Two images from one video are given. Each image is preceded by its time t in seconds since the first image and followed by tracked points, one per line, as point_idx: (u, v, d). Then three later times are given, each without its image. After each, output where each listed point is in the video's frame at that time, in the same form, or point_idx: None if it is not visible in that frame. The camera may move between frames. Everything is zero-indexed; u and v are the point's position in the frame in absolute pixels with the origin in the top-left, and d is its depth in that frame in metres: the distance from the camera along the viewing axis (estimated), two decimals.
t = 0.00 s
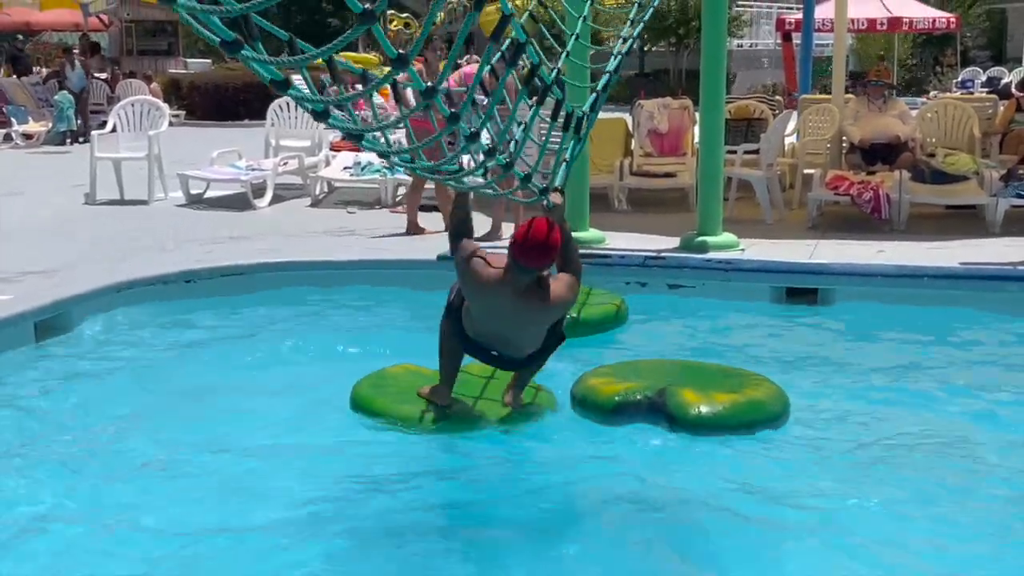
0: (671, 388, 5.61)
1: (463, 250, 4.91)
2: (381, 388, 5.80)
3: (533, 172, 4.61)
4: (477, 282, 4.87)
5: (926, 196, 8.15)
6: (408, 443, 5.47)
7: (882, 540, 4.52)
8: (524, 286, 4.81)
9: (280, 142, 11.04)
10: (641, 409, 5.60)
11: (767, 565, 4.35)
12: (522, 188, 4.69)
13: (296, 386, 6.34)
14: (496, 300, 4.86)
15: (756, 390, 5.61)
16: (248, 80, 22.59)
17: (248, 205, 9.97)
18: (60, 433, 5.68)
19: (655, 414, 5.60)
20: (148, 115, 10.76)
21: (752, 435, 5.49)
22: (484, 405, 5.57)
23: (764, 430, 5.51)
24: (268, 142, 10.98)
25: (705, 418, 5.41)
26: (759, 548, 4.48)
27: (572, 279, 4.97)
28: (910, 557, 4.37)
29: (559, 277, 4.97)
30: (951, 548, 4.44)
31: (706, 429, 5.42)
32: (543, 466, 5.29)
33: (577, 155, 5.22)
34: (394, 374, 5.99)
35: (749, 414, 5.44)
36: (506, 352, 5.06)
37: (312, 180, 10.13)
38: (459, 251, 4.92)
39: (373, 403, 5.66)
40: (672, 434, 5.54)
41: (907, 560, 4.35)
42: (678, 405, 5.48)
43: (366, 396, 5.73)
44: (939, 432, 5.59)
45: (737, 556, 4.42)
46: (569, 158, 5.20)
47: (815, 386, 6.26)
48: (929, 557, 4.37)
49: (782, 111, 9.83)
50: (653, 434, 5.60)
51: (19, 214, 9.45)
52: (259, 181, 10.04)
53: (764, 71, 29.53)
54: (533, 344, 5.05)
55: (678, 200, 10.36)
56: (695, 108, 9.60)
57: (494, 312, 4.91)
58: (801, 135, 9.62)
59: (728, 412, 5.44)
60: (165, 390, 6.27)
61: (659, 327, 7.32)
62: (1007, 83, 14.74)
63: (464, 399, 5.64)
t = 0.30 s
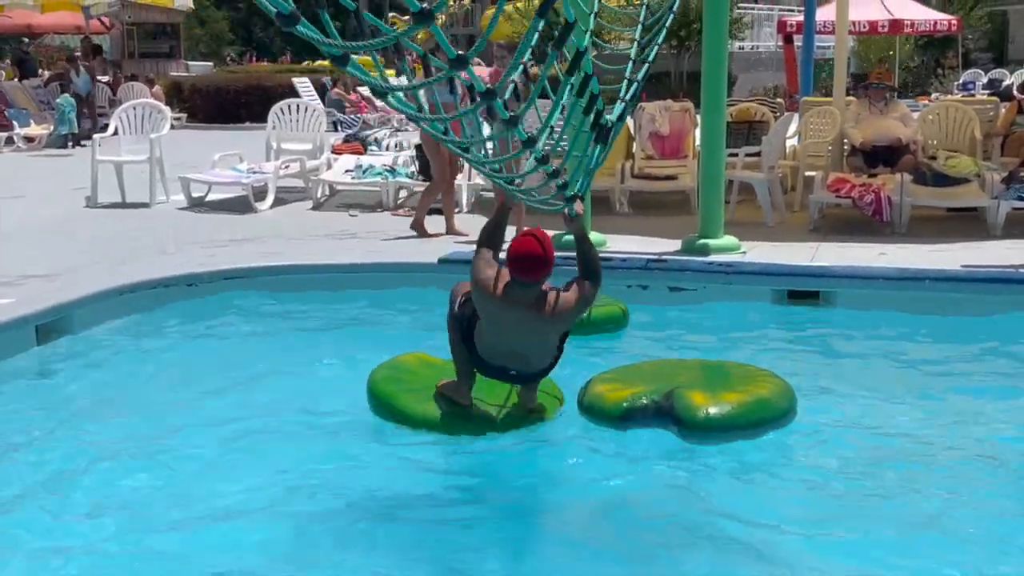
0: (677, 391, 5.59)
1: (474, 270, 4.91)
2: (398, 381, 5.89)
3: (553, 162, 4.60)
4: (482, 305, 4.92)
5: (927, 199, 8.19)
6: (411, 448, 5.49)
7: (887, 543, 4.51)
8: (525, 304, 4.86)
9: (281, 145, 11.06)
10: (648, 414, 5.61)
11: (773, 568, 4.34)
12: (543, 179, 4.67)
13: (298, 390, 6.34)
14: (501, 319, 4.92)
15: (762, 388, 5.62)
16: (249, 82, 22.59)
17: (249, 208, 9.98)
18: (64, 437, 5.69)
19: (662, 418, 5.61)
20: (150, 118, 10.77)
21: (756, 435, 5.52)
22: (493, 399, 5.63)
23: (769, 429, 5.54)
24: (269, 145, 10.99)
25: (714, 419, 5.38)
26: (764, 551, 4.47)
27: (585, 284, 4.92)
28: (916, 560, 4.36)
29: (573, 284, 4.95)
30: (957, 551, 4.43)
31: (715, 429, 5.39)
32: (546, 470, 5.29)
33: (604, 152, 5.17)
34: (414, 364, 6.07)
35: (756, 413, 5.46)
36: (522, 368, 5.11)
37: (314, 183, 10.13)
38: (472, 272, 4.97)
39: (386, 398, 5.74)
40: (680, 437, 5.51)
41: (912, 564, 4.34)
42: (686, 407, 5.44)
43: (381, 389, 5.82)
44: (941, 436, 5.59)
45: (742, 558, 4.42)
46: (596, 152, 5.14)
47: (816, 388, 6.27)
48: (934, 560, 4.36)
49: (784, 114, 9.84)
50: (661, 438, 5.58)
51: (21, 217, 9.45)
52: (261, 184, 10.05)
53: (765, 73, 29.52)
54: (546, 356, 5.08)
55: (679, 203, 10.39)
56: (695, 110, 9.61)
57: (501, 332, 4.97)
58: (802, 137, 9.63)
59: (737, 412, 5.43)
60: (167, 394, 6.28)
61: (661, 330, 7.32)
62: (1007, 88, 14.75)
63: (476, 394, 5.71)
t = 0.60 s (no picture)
0: (681, 391, 5.60)
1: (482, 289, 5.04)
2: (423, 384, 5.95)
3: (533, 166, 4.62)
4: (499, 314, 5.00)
5: (927, 200, 8.18)
6: (412, 449, 5.48)
7: (891, 543, 4.50)
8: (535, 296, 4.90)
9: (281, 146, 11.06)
10: (652, 414, 5.59)
11: (774, 569, 4.33)
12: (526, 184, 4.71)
13: (298, 390, 6.34)
14: (524, 322, 4.95)
15: (766, 388, 5.61)
16: (248, 84, 22.58)
17: (249, 209, 9.97)
18: (64, 437, 5.68)
19: (666, 417, 5.60)
20: (150, 120, 10.78)
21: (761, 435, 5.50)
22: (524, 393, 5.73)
23: (775, 428, 5.53)
24: (269, 146, 10.99)
25: (719, 419, 5.40)
26: (766, 551, 4.46)
27: (585, 253, 4.99)
28: (918, 560, 4.36)
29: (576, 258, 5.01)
30: (959, 551, 4.42)
31: (720, 429, 5.41)
32: (546, 470, 5.27)
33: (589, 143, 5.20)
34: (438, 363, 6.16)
35: (762, 411, 5.46)
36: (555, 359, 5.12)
37: (313, 184, 10.13)
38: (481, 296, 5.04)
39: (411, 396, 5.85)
40: (685, 436, 5.52)
41: (915, 564, 4.33)
42: (690, 408, 5.46)
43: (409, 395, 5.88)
44: (942, 436, 5.58)
45: (743, 559, 4.41)
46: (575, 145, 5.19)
47: (816, 388, 6.27)
48: (937, 560, 4.35)
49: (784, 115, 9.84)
50: (665, 437, 5.57)
51: (20, 219, 9.45)
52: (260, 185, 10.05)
53: (764, 74, 29.52)
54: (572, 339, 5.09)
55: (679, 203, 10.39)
56: (695, 111, 9.61)
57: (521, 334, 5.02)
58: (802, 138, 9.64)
59: (741, 412, 5.43)
60: (166, 394, 6.27)
61: (660, 330, 7.31)
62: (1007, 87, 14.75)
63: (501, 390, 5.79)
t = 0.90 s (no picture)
0: (680, 395, 5.59)
1: (472, 284, 4.97)
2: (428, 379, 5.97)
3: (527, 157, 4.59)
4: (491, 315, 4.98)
5: (925, 200, 8.20)
6: (410, 450, 5.49)
7: (888, 543, 4.50)
8: (531, 304, 4.92)
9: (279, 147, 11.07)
10: (652, 418, 5.55)
11: (773, 567, 4.33)
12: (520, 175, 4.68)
13: (296, 391, 6.34)
14: (514, 328, 4.99)
15: (766, 395, 5.60)
16: (246, 85, 22.58)
17: (248, 210, 9.98)
18: (63, 438, 5.68)
19: (665, 421, 5.58)
20: (148, 121, 10.78)
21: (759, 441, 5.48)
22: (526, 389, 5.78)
23: (772, 436, 5.51)
24: (267, 147, 10.99)
25: (717, 424, 5.37)
26: (764, 550, 4.46)
27: (574, 256, 5.01)
28: (915, 559, 4.36)
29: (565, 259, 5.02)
30: (956, 550, 4.42)
31: (718, 435, 5.38)
32: (544, 471, 5.28)
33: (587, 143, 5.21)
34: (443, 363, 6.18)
35: (760, 419, 5.44)
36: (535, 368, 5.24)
37: (311, 184, 10.13)
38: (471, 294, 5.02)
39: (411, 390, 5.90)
40: (683, 441, 5.51)
41: (912, 564, 4.33)
42: (690, 412, 5.43)
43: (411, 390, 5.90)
44: (939, 436, 5.59)
45: (741, 558, 4.41)
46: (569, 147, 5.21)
47: (814, 387, 6.28)
48: (935, 559, 4.35)
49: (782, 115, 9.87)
50: (663, 441, 5.56)
51: (18, 220, 9.44)
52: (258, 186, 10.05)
53: (761, 75, 29.56)
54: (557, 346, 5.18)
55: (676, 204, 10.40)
56: (693, 112, 9.63)
57: (511, 339, 5.05)
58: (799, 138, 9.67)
59: (739, 418, 5.40)
60: (164, 395, 6.27)
61: (658, 330, 7.32)
62: (1003, 88, 14.78)
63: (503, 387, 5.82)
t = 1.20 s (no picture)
0: (681, 394, 5.59)
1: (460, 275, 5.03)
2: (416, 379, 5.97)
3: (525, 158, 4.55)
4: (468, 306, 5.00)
5: (922, 200, 8.23)
6: (408, 449, 5.49)
7: (885, 541, 4.50)
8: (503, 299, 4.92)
9: (276, 147, 11.07)
10: (651, 415, 5.58)
11: (770, 563, 4.34)
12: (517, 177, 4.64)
13: (294, 389, 6.34)
14: (490, 326, 4.98)
15: (767, 395, 5.55)
16: (243, 85, 22.55)
17: (245, 209, 9.98)
18: (60, 437, 5.67)
19: (665, 420, 5.60)
20: (145, 121, 10.77)
21: (761, 441, 5.44)
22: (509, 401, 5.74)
23: (773, 438, 5.46)
24: (265, 147, 11.00)
25: (717, 422, 5.33)
26: (760, 549, 4.46)
27: (563, 277, 4.98)
28: (914, 558, 4.35)
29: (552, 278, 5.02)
30: (953, 549, 4.41)
31: (719, 433, 5.34)
32: (541, 470, 5.28)
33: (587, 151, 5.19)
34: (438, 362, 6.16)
35: (762, 419, 5.39)
36: (507, 382, 5.18)
37: (308, 185, 10.13)
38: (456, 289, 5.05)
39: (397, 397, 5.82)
40: (684, 439, 5.49)
41: (909, 562, 4.32)
42: (691, 410, 5.42)
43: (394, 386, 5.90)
44: (936, 435, 5.59)
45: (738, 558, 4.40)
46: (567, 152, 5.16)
47: (811, 386, 6.30)
48: (931, 557, 4.35)
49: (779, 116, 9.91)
50: (664, 441, 5.55)
51: (15, 220, 9.43)
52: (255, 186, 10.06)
53: (758, 76, 29.57)
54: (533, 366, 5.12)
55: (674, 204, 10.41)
56: (690, 112, 9.65)
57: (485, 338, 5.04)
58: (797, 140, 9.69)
59: (739, 418, 5.36)
60: (162, 394, 6.27)
61: (656, 330, 7.32)
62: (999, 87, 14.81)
63: (486, 399, 5.80)
